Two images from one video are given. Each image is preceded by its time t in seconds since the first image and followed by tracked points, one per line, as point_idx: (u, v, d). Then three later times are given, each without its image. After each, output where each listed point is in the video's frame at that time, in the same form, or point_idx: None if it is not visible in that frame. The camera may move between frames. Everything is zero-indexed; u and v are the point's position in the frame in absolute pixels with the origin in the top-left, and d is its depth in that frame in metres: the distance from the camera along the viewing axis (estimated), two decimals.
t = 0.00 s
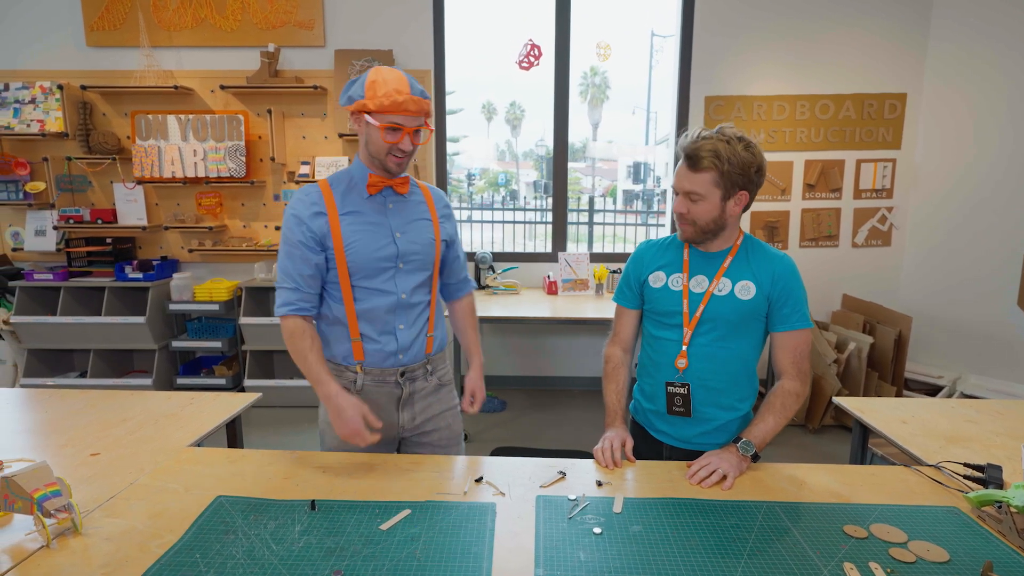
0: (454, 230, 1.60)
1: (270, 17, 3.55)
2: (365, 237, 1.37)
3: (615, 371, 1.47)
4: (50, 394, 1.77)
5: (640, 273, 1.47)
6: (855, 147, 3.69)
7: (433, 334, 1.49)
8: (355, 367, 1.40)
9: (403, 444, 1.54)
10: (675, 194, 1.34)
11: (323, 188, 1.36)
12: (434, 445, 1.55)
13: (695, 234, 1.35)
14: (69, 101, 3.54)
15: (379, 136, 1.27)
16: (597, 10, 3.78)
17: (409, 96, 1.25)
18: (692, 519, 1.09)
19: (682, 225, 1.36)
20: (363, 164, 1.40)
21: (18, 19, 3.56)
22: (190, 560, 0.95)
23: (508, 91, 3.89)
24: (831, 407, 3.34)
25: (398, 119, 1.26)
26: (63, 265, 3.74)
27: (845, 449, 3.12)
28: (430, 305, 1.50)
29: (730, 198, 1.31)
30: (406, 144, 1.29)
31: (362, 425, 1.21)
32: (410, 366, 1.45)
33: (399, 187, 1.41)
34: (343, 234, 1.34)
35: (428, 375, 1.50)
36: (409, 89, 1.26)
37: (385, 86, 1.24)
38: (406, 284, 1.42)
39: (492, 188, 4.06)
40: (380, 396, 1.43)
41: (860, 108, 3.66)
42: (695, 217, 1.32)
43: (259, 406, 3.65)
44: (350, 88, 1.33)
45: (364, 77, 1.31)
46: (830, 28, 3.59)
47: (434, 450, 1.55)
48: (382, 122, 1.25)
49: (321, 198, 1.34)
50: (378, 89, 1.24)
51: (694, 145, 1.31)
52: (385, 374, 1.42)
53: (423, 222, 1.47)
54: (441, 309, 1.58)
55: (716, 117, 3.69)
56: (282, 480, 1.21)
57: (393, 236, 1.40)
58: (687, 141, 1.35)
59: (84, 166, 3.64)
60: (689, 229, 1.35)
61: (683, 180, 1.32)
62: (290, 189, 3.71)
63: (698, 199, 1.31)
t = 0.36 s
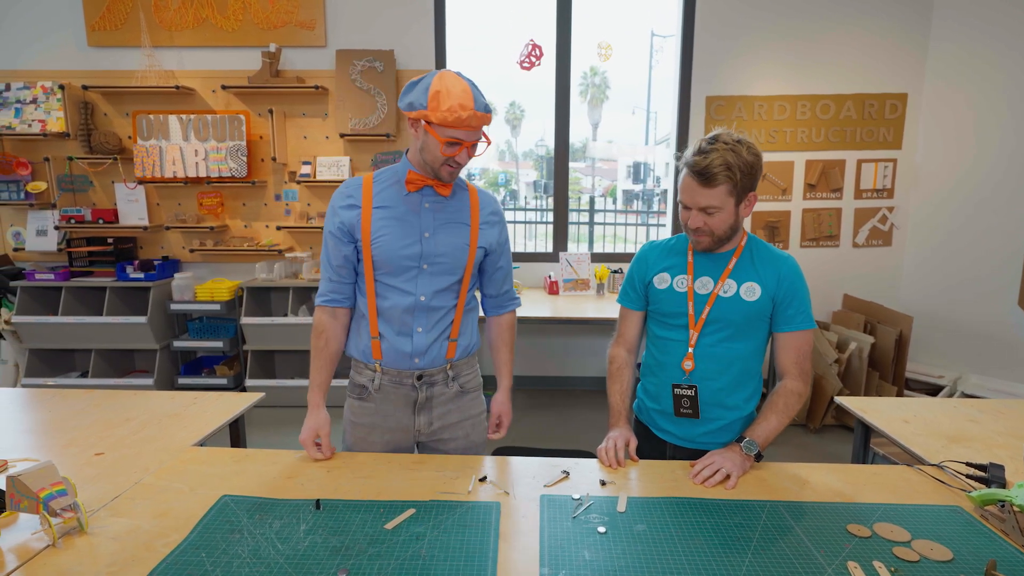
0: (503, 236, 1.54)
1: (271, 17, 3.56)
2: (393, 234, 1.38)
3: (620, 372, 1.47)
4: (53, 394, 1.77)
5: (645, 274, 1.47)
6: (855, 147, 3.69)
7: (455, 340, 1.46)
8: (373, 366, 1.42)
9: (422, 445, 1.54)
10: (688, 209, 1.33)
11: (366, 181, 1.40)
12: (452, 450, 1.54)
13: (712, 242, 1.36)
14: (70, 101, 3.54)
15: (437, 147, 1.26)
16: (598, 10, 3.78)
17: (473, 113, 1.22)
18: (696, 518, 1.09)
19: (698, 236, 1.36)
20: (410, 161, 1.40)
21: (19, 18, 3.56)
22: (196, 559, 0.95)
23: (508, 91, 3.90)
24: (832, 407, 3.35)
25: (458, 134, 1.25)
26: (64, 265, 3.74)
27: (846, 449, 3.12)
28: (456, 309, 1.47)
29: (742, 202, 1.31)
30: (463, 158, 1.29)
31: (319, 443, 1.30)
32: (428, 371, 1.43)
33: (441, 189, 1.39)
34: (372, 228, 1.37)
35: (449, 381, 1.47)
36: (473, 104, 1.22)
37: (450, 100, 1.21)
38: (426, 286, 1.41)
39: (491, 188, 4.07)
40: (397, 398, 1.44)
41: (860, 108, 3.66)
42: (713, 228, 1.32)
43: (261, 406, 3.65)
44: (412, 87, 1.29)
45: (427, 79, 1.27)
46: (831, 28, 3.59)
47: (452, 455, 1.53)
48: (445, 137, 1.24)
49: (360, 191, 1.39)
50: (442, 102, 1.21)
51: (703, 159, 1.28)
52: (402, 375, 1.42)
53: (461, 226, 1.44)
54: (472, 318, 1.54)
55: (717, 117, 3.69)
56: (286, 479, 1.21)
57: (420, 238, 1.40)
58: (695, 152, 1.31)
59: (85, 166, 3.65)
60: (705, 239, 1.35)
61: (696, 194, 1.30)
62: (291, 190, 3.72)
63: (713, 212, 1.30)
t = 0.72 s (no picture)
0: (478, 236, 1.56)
1: (269, 17, 3.55)
2: (376, 237, 1.37)
3: (620, 372, 1.48)
4: (52, 394, 1.76)
5: (645, 274, 1.48)
6: (852, 147, 3.71)
7: (440, 338, 1.48)
8: (357, 366, 1.41)
9: (403, 444, 1.54)
10: (688, 212, 1.33)
11: (343, 185, 1.39)
12: (435, 447, 1.55)
13: (711, 245, 1.37)
14: (67, 101, 3.53)
15: (413, 151, 1.27)
16: (596, 10, 3.79)
17: (449, 118, 1.23)
18: (696, 516, 1.10)
19: (698, 239, 1.36)
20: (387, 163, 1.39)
21: (16, 18, 3.55)
22: (198, 559, 0.95)
23: (506, 90, 3.90)
24: (829, 406, 3.36)
25: (433, 138, 1.25)
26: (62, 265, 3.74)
27: (843, 448, 3.13)
28: (439, 309, 1.48)
29: (740, 204, 1.32)
30: (439, 163, 1.30)
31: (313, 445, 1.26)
32: (413, 369, 1.44)
33: (419, 191, 1.39)
34: (354, 233, 1.36)
35: (432, 378, 1.49)
36: (449, 110, 1.23)
37: (424, 107, 1.22)
38: (412, 288, 1.41)
39: (489, 188, 4.08)
40: (381, 397, 1.44)
41: (858, 108, 3.68)
42: (712, 231, 1.33)
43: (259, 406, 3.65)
44: (388, 91, 1.30)
45: (403, 83, 1.28)
46: (829, 29, 3.61)
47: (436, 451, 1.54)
48: (421, 142, 1.25)
49: (338, 196, 1.37)
50: (418, 107, 1.22)
51: (700, 164, 1.29)
52: (387, 374, 1.43)
53: (441, 227, 1.45)
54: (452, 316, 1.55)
55: (715, 118, 3.71)
56: (288, 479, 1.22)
57: (404, 241, 1.40)
58: (691, 156, 1.32)
59: (83, 166, 3.64)
60: (705, 242, 1.36)
61: (694, 198, 1.31)
62: (289, 190, 3.72)
63: (712, 215, 1.31)
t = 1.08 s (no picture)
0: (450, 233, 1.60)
1: (264, 16, 3.54)
2: (359, 241, 1.37)
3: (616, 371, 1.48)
4: (46, 394, 1.76)
5: (641, 273, 1.49)
6: (846, 147, 3.74)
7: (427, 334, 1.51)
8: (349, 366, 1.41)
9: (392, 442, 1.54)
10: (683, 211, 1.35)
11: (318, 190, 1.36)
12: (426, 443, 1.56)
13: (706, 243, 1.37)
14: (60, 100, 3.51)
15: (378, 155, 1.26)
16: (592, 11, 3.80)
17: (415, 123, 1.22)
18: (692, 514, 1.11)
19: (693, 237, 1.37)
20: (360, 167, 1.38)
21: (7, 16, 3.53)
22: (197, 559, 0.95)
23: (500, 90, 3.90)
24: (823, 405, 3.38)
25: (399, 142, 1.25)
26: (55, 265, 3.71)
27: (837, 446, 3.16)
28: (424, 306, 1.50)
29: (735, 203, 1.33)
30: (405, 168, 1.29)
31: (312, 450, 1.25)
32: (404, 366, 1.45)
33: (397, 193, 1.40)
34: (337, 239, 1.35)
35: (421, 375, 1.51)
36: (416, 114, 1.22)
37: (391, 110, 1.22)
38: (399, 288, 1.42)
39: (484, 188, 4.10)
40: (373, 394, 1.44)
41: (851, 109, 3.71)
42: (706, 229, 1.34)
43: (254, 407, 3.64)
44: (358, 92, 1.30)
45: (373, 85, 1.28)
46: (822, 29, 3.63)
47: (426, 448, 1.56)
48: (386, 146, 1.25)
49: (314, 202, 1.34)
50: (384, 111, 1.22)
51: (695, 162, 1.30)
52: (378, 372, 1.43)
53: (420, 226, 1.46)
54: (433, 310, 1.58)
55: (709, 118, 3.72)
56: (286, 479, 1.22)
57: (388, 242, 1.40)
58: (686, 155, 1.33)
59: (76, 166, 3.62)
60: (700, 241, 1.37)
61: (688, 197, 1.32)
62: (284, 190, 3.71)
63: (707, 213, 1.32)
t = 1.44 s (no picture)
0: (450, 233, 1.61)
1: (258, 15, 3.53)
2: (362, 236, 1.37)
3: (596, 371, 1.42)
4: (40, 395, 1.75)
5: (638, 272, 1.48)
6: (838, 148, 3.76)
7: (429, 333, 1.51)
8: (350, 367, 1.41)
9: (397, 444, 1.54)
10: (681, 211, 1.35)
11: (322, 183, 1.37)
12: (429, 444, 1.56)
13: (703, 244, 1.39)
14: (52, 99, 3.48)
15: (388, 152, 1.27)
16: (586, 11, 3.81)
17: (424, 119, 1.23)
18: (689, 511, 1.11)
19: (689, 237, 1.38)
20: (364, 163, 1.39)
21: None
22: (195, 559, 0.95)
23: (495, 90, 3.90)
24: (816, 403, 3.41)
25: (408, 139, 1.26)
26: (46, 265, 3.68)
27: (831, 444, 3.18)
28: (426, 305, 1.51)
29: (732, 203, 1.34)
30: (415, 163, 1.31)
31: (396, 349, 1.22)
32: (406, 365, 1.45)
33: (398, 190, 1.41)
34: (341, 233, 1.35)
35: (424, 375, 1.51)
36: (424, 111, 1.23)
37: (399, 107, 1.22)
38: (401, 285, 1.42)
39: (478, 188, 4.09)
40: (376, 395, 1.44)
41: (843, 109, 3.73)
42: (704, 230, 1.35)
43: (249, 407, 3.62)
44: (362, 90, 1.30)
45: (377, 82, 1.27)
46: (816, 30, 3.66)
47: (429, 448, 1.55)
48: (395, 144, 1.26)
49: (318, 195, 1.35)
50: (393, 108, 1.22)
51: (692, 163, 1.30)
52: (380, 373, 1.43)
53: (422, 224, 1.48)
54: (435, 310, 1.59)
55: (704, 118, 3.74)
56: (283, 479, 1.22)
57: (391, 238, 1.41)
58: (684, 154, 1.33)
59: (68, 166, 3.59)
60: (697, 241, 1.38)
61: (686, 197, 1.33)
62: (279, 190, 3.69)
63: (705, 213, 1.33)
